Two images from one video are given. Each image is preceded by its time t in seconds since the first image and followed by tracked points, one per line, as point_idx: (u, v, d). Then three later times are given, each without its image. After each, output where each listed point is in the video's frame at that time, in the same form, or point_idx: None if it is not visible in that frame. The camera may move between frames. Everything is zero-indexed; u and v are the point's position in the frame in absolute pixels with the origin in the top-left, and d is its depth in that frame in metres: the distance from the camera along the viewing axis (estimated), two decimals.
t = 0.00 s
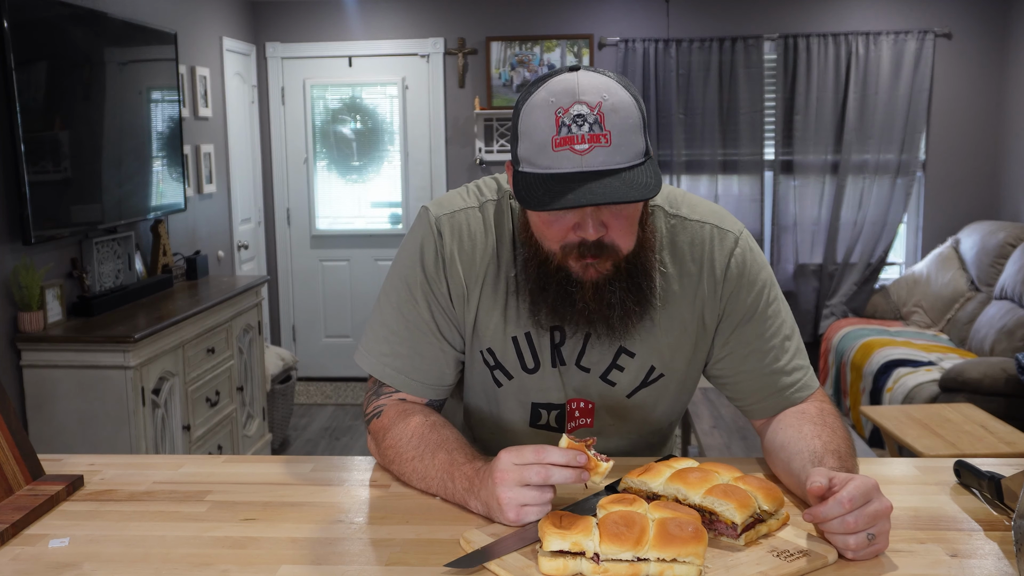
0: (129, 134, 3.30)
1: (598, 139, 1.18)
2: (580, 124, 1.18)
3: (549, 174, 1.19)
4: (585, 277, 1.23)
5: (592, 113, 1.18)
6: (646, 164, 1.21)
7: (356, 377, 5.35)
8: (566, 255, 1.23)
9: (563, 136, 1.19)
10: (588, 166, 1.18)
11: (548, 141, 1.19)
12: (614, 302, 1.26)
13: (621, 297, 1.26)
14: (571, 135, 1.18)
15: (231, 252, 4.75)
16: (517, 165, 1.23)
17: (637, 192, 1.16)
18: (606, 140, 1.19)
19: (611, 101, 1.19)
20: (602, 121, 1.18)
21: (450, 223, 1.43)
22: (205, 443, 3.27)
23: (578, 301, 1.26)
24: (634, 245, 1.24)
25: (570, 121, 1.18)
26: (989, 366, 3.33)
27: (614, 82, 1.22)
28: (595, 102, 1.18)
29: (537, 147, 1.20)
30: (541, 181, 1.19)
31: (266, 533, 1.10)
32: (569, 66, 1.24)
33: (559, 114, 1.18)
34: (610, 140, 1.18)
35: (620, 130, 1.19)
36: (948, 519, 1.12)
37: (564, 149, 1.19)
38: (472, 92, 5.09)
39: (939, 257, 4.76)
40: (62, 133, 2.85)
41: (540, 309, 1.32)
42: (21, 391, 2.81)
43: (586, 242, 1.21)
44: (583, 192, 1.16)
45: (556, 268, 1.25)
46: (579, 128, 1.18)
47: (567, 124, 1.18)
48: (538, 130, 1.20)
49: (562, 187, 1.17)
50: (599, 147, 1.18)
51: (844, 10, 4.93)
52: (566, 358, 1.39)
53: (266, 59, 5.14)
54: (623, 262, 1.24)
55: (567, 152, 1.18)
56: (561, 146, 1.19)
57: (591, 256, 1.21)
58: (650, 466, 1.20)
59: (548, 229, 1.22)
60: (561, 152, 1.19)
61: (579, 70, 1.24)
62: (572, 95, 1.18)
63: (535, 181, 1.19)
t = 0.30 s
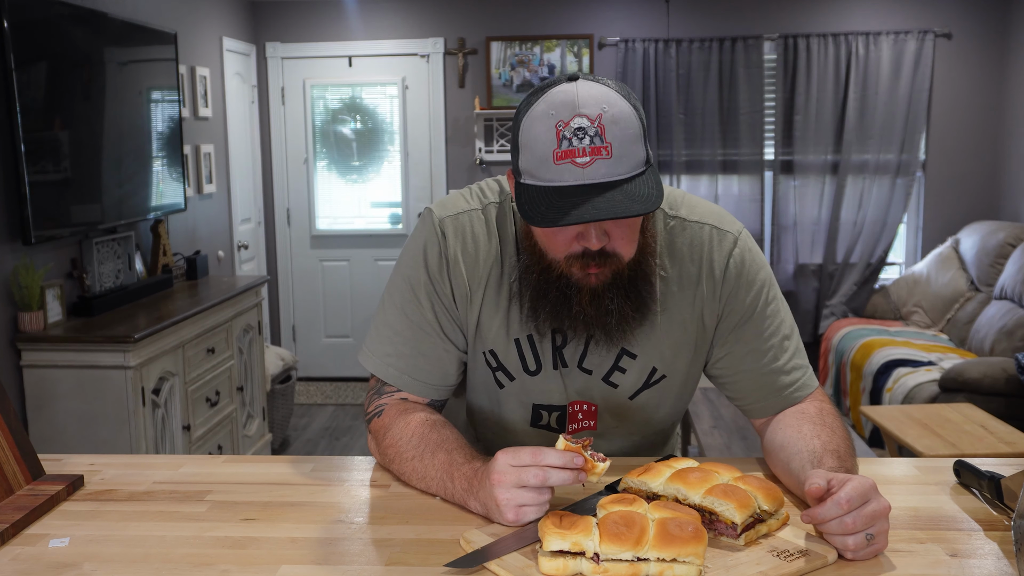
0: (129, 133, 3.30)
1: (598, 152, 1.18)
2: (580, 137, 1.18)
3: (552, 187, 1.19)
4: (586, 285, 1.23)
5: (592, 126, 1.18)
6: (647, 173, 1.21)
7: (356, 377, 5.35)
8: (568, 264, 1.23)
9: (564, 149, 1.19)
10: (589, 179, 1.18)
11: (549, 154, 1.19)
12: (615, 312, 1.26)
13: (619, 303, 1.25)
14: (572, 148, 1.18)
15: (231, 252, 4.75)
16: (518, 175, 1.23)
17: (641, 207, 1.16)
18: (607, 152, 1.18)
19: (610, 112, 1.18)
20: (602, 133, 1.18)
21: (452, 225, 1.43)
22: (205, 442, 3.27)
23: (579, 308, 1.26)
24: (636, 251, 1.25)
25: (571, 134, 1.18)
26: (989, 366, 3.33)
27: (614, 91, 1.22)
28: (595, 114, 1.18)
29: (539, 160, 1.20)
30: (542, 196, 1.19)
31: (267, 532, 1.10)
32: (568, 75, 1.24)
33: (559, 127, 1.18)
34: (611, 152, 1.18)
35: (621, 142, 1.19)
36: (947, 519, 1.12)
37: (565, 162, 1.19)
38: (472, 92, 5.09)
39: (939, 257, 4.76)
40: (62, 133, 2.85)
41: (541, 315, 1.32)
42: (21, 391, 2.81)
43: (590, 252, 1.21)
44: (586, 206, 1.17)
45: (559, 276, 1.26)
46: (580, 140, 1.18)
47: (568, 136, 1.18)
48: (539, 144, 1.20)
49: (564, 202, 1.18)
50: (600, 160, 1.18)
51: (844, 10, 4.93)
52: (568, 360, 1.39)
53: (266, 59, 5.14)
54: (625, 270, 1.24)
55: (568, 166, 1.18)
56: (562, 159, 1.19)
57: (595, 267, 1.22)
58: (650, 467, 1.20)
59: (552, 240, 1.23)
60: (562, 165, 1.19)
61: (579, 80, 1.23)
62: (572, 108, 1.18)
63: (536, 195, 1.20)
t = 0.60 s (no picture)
0: (129, 133, 3.30)
1: (597, 134, 1.17)
2: (579, 120, 1.18)
3: (551, 168, 1.18)
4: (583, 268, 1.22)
5: (591, 109, 1.17)
6: (646, 157, 1.20)
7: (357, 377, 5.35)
8: (562, 244, 1.21)
9: (563, 131, 1.18)
10: (588, 159, 1.16)
11: (548, 137, 1.19)
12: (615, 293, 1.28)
13: (620, 286, 1.27)
14: (571, 131, 1.18)
15: (231, 252, 4.75)
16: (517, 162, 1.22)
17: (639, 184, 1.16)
18: (605, 135, 1.17)
19: (608, 96, 1.18)
20: (601, 115, 1.18)
21: (452, 225, 1.43)
22: (205, 442, 3.27)
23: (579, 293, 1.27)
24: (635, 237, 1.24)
25: (570, 116, 1.18)
26: (989, 366, 3.33)
27: (612, 80, 1.22)
28: (593, 97, 1.18)
29: (538, 143, 1.19)
30: (541, 177, 1.18)
31: (267, 533, 1.10)
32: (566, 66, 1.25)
33: (558, 111, 1.18)
34: (609, 134, 1.17)
35: (619, 125, 1.18)
36: (947, 519, 1.12)
37: (564, 144, 1.18)
38: (472, 92, 5.09)
39: (939, 257, 4.75)
40: (62, 133, 2.85)
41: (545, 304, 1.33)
42: (21, 392, 2.81)
43: (586, 232, 1.19)
44: (585, 183, 1.15)
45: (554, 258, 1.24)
46: (579, 123, 1.18)
47: (567, 119, 1.18)
48: (538, 127, 1.19)
49: (563, 181, 1.16)
50: (599, 141, 1.17)
51: (844, 11, 4.93)
52: (567, 355, 1.39)
53: (266, 59, 5.14)
54: (622, 256, 1.24)
55: (567, 147, 1.17)
56: (561, 141, 1.18)
57: (590, 246, 1.20)
58: (650, 466, 1.20)
59: (547, 221, 1.21)
60: (561, 147, 1.18)
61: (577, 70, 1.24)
62: (571, 91, 1.18)
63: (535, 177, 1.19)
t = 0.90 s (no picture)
0: (129, 134, 3.30)
1: (574, 59, 1.23)
2: (556, 49, 1.24)
3: (532, 93, 1.23)
4: (567, 202, 1.27)
5: (567, 40, 1.25)
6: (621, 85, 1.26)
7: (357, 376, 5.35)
8: (548, 177, 1.27)
9: (543, 60, 1.24)
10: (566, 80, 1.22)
11: (528, 67, 1.25)
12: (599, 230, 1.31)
13: (603, 223, 1.31)
14: (550, 58, 1.23)
15: (231, 252, 4.75)
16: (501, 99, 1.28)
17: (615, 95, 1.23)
18: (581, 60, 1.23)
19: (582, 32, 1.26)
20: (576, 44, 1.25)
21: (440, 215, 1.45)
22: (205, 442, 3.27)
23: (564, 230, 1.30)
24: (614, 170, 1.29)
25: (548, 46, 1.24)
26: (989, 366, 3.32)
27: (585, 27, 1.31)
28: (568, 32, 1.26)
29: (519, 75, 1.25)
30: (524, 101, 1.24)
31: (266, 533, 1.10)
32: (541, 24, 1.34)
33: (537, 43, 1.25)
34: (585, 59, 1.23)
35: (594, 53, 1.25)
36: (947, 519, 1.12)
37: (544, 70, 1.23)
38: (472, 92, 5.08)
39: (939, 257, 4.75)
40: (61, 133, 2.85)
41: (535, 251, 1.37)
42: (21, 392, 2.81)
43: (570, 158, 1.25)
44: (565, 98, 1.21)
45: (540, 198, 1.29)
46: (557, 51, 1.24)
47: (545, 49, 1.24)
48: (519, 60, 1.26)
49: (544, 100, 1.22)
50: (576, 65, 1.23)
51: (843, 11, 4.93)
52: (556, 329, 1.40)
53: (266, 59, 5.14)
54: (603, 192, 1.28)
55: (547, 71, 1.22)
56: (541, 68, 1.23)
57: (574, 175, 1.26)
58: (650, 466, 1.20)
59: (532, 154, 1.28)
60: (541, 73, 1.23)
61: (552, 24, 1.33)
62: (547, 28, 1.26)
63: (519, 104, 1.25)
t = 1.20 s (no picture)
0: (129, 134, 3.29)
1: (540, 7, 1.34)
2: None
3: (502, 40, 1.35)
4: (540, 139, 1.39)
5: None
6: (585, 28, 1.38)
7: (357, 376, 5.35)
8: (523, 117, 1.40)
9: (512, 7, 1.35)
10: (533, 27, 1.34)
11: (499, 14, 1.36)
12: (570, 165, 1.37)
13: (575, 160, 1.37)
14: (518, 6, 1.35)
15: (231, 252, 4.75)
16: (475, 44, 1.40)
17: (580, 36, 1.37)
18: (547, 7, 1.34)
19: None
20: None
21: (424, 196, 1.48)
22: (205, 442, 3.27)
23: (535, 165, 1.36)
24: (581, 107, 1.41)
25: None
26: (989, 366, 3.32)
27: None
28: None
29: (491, 21, 1.37)
30: (490, 39, 1.36)
31: (266, 533, 1.10)
32: None
33: None
34: (550, 7, 1.35)
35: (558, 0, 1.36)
36: (948, 519, 1.12)
37: (513, 17, 1.35)
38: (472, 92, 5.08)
39: (939, 257, 4.75)
40: (62, 133, 2.85)
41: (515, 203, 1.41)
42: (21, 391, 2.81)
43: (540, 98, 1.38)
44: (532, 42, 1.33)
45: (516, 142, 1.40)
46: None
47: None
48: (491, 9, 1.37)
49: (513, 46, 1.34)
50: (542, 12, 1.34)
51: (843, 11, 4.94)
52: (546, 288, 1.44)
53: (266, 59, 5.14)
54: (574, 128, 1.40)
55: (515, 18, 1.34)
56: (510, 15, 1.35)
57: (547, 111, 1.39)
58: (650, 466, 1.20)
59: (506, 97, 1.40)
60: (510, 20, 1.35)
61: None
62: None
63: (488, 45, 1.38)
